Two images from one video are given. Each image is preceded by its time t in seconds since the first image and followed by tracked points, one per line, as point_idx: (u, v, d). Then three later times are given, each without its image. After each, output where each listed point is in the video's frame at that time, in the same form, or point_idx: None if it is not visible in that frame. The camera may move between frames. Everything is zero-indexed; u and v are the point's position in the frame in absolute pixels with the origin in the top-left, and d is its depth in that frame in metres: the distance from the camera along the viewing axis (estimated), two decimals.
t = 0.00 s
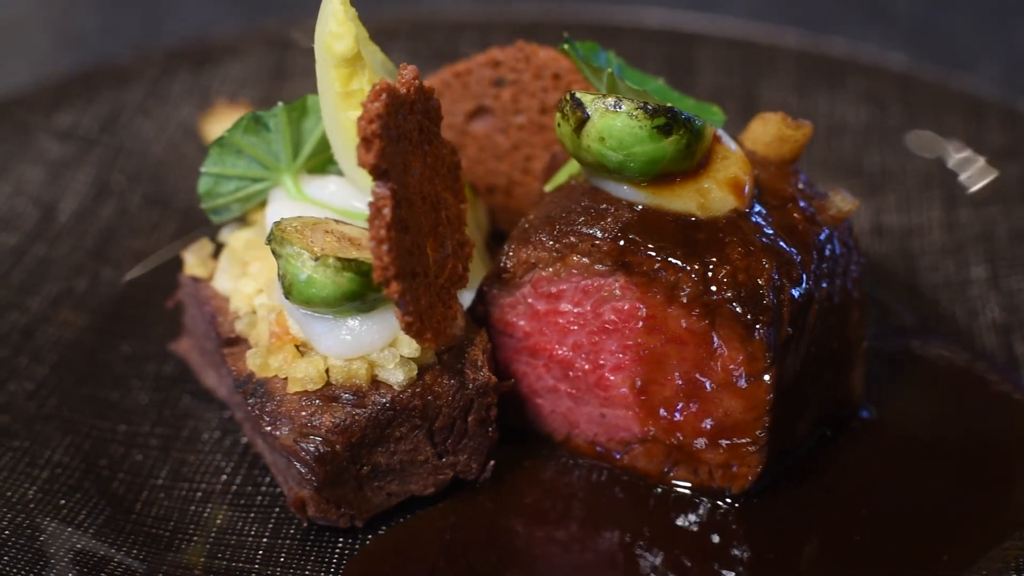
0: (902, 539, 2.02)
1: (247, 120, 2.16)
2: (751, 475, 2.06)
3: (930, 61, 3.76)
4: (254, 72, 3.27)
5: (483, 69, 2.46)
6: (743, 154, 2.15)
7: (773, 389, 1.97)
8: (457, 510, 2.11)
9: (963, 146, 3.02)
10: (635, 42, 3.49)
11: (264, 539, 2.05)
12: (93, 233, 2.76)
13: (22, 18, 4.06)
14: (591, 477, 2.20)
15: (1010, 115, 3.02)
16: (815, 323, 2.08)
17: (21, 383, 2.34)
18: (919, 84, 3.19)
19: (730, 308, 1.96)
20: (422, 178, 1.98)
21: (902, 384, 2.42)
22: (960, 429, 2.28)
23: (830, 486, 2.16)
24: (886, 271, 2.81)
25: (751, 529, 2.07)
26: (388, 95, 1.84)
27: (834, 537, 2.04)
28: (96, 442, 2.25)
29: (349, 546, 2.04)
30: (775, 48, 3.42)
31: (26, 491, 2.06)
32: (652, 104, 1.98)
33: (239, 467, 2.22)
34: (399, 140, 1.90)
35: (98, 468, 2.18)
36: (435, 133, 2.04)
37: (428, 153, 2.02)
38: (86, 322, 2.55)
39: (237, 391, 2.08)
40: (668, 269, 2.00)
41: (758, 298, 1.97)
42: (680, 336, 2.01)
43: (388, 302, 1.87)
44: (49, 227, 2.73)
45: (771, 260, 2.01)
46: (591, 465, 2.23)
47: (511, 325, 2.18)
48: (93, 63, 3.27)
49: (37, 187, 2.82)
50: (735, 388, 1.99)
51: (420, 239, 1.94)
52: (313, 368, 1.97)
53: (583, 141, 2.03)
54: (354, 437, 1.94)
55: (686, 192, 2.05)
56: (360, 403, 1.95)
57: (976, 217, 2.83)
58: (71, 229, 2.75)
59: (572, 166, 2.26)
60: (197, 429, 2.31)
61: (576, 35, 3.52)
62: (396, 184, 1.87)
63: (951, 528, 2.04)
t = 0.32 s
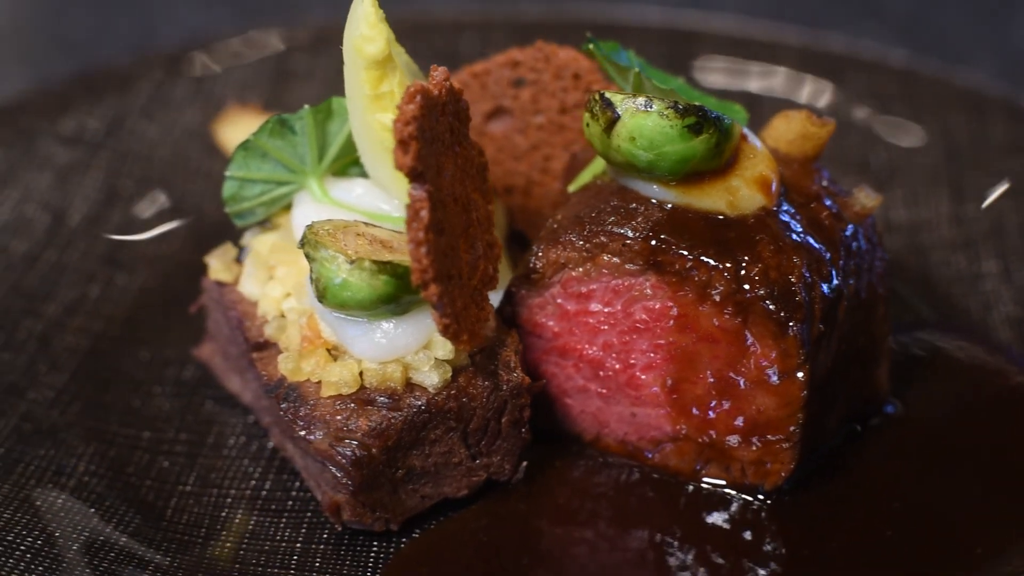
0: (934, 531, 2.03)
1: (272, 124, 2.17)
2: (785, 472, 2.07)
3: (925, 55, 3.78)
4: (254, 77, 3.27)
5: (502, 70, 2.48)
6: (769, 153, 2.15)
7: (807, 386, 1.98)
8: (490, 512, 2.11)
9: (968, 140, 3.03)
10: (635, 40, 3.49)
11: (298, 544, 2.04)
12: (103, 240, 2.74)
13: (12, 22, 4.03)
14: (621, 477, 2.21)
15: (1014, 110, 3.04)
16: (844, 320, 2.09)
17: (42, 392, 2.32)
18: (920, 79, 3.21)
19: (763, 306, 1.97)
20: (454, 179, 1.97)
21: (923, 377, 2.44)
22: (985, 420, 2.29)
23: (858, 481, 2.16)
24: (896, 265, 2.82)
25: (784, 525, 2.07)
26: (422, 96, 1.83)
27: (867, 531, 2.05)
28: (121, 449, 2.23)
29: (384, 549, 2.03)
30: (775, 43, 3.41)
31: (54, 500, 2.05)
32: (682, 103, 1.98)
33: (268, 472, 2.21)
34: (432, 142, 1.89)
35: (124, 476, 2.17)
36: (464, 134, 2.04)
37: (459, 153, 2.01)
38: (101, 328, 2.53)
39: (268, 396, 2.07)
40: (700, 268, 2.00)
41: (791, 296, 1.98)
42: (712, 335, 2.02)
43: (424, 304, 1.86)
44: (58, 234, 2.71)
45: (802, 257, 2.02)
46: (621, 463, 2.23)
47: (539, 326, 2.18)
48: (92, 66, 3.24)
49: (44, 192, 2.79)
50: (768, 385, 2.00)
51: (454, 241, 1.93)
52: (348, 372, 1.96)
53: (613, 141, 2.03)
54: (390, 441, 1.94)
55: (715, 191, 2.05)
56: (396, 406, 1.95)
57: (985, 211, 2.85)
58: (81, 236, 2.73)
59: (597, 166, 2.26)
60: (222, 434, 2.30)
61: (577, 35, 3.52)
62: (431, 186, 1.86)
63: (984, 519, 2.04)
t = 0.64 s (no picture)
0: (966, 526, 2.04)
1: (299, 127, 2.15)
2: (817, 468, 2.08)
3: (923, 49, 3.80)
4: (256, 80, 3.25)
5: (521, 70, 2.48)
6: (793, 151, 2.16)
7: (839, 383, 1.98)
8: (523, 513, 2.11)
9: (974, 135, 3.05)
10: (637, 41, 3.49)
11: (331, 549, 2.03)
12: (115, 247, 2.72)
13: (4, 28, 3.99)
14: (650, 476, 2.21)
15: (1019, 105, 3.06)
16: (872, 316, 2.10)
17: (63, 399, 2.31)
18: (923, 75, 3.22)
19: (795, 303, 1.98)
20: (487, 180, 1.96)
21: (943, 372, 2.45)
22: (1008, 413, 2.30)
23: (886, 477, 2.17)
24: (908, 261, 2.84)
25: (816, 521, 2.08)
26: (457, 98, 1.81)
27: (899, 526, 2.05)
28: (147, 456, 2.22)
29: (419, 552, 2.02)
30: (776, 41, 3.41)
31: (83, 509, 2.02)
32: (711, 102, 1.98)
33: (296, 477, 2.20)
34: (466, 144, 1.88)
35: (152, 482, 2.15)
36: (494, 135, 2.03)
37: (490, 155, 2.00)
38: (118, 335, 2.52)
39: (299, 401, 2.06)
40: (732, 268, 2.01)
41: (823, 294, 1.98)
42: (742, 334, 2.02)
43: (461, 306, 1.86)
44: (70, 240, 2.69)
45: (832, 255, 2.02)
46: (650, 463, 2.24)
47: (568, 326, 2.19)
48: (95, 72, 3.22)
49: (54, 197, 2.77)
50: (800, 382, 2.01)
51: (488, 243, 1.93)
52: (382, 375, 1.95)
53: (643, 141, 2.03)
54: (426, 444, 1.93)
55: (744, 189, 2.05)
56: (431, 408, 1.94)
57: (995, 207, 2.87)
58: (93, 243, 2.71)
59: (621, 165, 2.26)
60: (248, 441, 2.29)
61: (578, 36, 3.52)
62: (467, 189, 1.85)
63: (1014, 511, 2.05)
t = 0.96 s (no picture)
0: (993, 520, 2.05)
1: (322, 130, 2.15)
2: (844, 465, 2.09)
3: (919, 46, 3.83)
4: (259, 84, 3.24)
5: (539, 72, 2.52)
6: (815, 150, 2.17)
7: (868, 380, 1.99)
8: (552, 514, 2.11)
9: (977, 132, 3.08)
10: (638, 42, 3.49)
11: (362, 553, 2.02)
12: (125, 252, 2.71)
13: None
14: (676, 475, 2.22)
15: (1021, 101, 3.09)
16: (896, 313, 2.12)
17: (83, 405, 2.29)
18: (925, 73, 3.24)
19: (823, 302, 1.98)
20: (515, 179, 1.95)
21: (959, 367, 2.47)
22: None
23: (910, 472, 2.19)
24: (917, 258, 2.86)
25: (843, 517, 2.09)
26: (488, 100, 1.80)
27: (927, 521, 2.06)
28: (170, 462, 2.20)
29: (450, 555, 2.02)
30: (778, 40, 3.43)
31: (111, 516, 1.99)
32: (737, 102, 1.99)
33: (323, 481, 2.19)
34: (496, 146, 1.87)
35: (177, 487, 2.14)
36: (521, 136, 2.02)
37: (517, 156, 1.99)
38: (134, 341, 2.50)
39: (328, 405, 2.05)
40: (760, 267, 2.01)
41: (851, 292, 1.99)
42: (770, 332, 2.03)
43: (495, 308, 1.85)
44: (81, 246, 2.67)
45: (857, 253, 2.03)
46: (675, 462, 2.25)
47: (593, 327, 2.19)
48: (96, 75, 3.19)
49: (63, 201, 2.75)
50: (828, 380, 2.02)
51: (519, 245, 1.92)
52: (414, 378, 1.95)
53: (669, 141, 2.04)
54: (457, 446, 1.92)
55: (769, 189, 2.06)
56: (463, 411, 1.94)
57: (1001, 203, 2.90)
58: (104, 248, 2.69)
59: (643, 165, 2.27)
60: (272, 446, 2.28)
61: (578, 37, 3.53)
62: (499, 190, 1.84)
63: None
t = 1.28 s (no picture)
0: (1014, 513, 2.06)
1: (344, 131, 2.15)
2: (868, 461, 2.10)
3: (916, 42, 3.85)
4: (262, 87, 3.23)
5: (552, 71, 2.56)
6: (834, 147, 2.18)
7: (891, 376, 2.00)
8: (576, 514, 2.11)
9: (981, 127, 3.10)
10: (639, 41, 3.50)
11: (387, 555, 2.01)
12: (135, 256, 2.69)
13: None
14: (698, 473, 2.23)
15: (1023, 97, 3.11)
16: (916, 310, 2.13)
17: (100, 411, 2.28)
18: (926, 69, 3.26)
19: (847, 299, 1.99)
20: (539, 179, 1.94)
21: (973, 362, 2.49)
22: None
23: (930, 467, 2.20)
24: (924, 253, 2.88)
25: (866, 514, 2.09)
26: (514, 101, 1.78)
27: (949, 515, 2.07)
28: (191, 467, 2.20)
29: (477, 556, 2.01)
30: (778, 38, 3.44)
31: (135, 522, 1.96)
32: (759, 101, 1.99)
33: (345, 484, 2.19)
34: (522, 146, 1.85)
35: (199, 492, 2.13)
36: (543, 137, 2.01)
37: (540, 156, 1.98)
38: (148, 345, 2.49)
39: (353, 407, 2.05)
40: (784, 265, 2.01)
41: (875, 289, 2.00)
42: (792, 330, 2.04)
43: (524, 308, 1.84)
44: (91, 250, 2.65)
45: (879, 250, 2.04)
46: (696, 460, 2.26)
47: (615, 326, 2.20)
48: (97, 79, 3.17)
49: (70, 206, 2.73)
50: (851, 377, 2.02)
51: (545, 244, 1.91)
52: (440, 380, 1.94)
53: (691, 141, 2.04)
54: (485, 447, 1.92)
55: (790, 187, 2.06)
56: (490, 411, 1.93)
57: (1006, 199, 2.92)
58: (114, 252, 2.68)
59: (661, 164, 2.27)
60: (292, 449, 2.28)
61: (579, 36, 3.53)
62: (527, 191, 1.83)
63: None
